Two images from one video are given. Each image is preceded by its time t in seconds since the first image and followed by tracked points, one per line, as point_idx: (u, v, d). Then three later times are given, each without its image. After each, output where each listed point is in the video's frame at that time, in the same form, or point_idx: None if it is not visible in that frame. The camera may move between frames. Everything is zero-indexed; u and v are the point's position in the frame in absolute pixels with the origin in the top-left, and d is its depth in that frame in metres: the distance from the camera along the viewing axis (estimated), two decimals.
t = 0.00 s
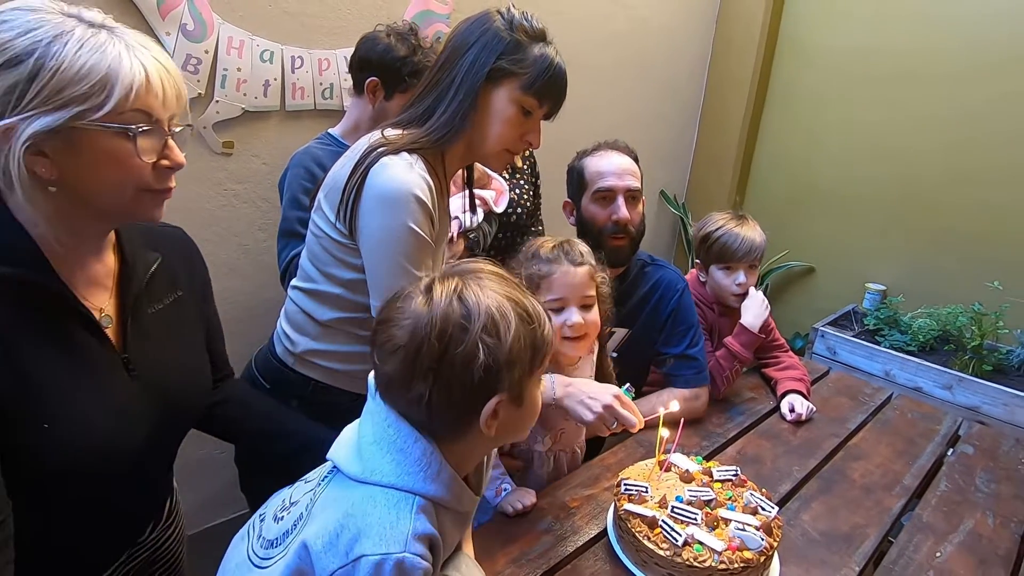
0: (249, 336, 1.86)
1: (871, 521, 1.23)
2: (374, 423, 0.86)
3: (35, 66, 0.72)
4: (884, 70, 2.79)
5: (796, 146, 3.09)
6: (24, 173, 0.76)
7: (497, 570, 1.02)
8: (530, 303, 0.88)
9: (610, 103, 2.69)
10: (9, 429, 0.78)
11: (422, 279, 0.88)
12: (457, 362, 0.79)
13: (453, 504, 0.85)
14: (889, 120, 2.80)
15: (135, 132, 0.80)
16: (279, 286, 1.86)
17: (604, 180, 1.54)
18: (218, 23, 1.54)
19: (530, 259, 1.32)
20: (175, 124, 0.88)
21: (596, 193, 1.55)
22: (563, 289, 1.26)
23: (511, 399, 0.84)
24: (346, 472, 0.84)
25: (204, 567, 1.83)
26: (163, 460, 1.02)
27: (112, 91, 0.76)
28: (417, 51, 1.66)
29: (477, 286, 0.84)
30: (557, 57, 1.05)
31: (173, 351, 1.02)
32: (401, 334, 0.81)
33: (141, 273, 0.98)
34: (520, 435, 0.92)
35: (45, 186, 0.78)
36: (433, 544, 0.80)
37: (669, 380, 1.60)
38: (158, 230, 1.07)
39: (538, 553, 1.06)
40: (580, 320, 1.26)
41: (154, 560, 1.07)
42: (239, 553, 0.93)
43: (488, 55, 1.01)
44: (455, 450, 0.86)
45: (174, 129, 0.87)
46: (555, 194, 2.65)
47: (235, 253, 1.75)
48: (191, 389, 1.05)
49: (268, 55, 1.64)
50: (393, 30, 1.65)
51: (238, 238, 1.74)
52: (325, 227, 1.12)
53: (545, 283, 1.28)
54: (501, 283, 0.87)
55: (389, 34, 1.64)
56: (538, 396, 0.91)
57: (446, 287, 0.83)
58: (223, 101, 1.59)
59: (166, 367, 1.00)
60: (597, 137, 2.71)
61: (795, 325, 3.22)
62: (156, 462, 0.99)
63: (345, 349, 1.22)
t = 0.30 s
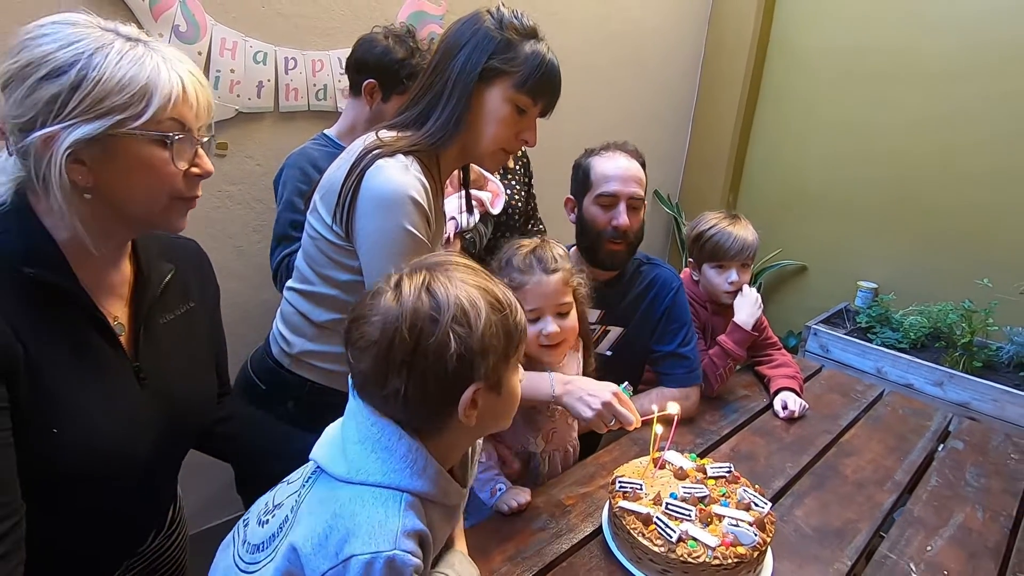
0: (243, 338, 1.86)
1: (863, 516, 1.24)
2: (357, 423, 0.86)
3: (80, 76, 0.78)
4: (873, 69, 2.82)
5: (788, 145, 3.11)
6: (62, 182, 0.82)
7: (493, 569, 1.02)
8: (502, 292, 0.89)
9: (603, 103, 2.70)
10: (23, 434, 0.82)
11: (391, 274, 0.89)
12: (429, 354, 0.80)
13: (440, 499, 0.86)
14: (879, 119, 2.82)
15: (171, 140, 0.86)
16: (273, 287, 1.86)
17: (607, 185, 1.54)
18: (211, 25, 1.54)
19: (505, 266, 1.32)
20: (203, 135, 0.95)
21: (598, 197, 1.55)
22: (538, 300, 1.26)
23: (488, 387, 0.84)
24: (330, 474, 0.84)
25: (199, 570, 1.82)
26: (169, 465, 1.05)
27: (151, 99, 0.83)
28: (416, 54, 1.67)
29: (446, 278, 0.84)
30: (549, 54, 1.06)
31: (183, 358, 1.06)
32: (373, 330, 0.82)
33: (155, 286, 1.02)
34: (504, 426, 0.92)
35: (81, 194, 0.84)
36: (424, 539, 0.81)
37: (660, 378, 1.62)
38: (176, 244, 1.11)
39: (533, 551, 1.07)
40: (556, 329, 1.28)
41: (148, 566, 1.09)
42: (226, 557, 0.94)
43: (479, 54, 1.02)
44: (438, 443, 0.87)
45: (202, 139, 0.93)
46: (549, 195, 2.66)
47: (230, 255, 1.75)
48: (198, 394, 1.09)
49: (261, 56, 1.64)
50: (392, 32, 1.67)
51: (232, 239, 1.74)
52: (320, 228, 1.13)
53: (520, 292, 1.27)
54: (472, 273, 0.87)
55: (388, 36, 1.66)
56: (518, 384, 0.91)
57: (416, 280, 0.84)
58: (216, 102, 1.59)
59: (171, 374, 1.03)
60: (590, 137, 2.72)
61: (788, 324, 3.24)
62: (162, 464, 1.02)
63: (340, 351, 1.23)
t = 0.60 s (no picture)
0: (241, 340, 1.86)
1: (860, 514, 1.25)
2: (336, 423, 0.86)
3: (102, 80, 0.80)
4: (867, 70, 2.83)
5: (783, 146, 3.12)
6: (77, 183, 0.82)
7: (492, 568, 1.03)
8: (471, 284, 0.88)
9: (600, 105, 2.71)
10: (23, 434, 0.83)
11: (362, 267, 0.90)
12: (388, 345, 0.80)
13: (426, 486, 0.87)
14: (873, 120, 2.84)
15: (188, 142, 0.88)
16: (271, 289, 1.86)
17: (606, 185, 1.55)
18: (209, 26, 1.54)
19: (484, 269, 1.32)
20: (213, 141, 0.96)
21: (597, 196, 1.56)
22: (518, 300, 1.27)
23: (453, 378, 0.84)
24: (311, 477, 0.84)
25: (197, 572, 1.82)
26: (168, 472, 1.04)
27: (171, 102, 0.85)
28: (409, 54, 1.67)
29: (409, 270, 0.85)
30: (547, 55, 1.06)
31: (184, 364, 1.06)
32: (337, 321, 0.84)
33: (157, 291, 1.02)
34: (480, 417, 0.92)
35: (97, 195, 0.84)
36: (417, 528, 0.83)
37: (657, 377, 1.63)
38: (178, 253, 1.11)
39: (532, 551, 1.07)
40: (539, 328, 1.29)
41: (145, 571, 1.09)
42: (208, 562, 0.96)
43: (478, 56, 1.02)
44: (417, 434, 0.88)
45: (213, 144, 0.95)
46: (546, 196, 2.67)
47: (227, 257, 1.75)
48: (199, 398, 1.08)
49: (259, 58, 1.64)
50: (384, 32, 1.66)
51: (229, 241, 1.74)
52: (318, 230, 1.13)
53: (500, 294, 1.28)
54: (439, 266, 0.87)
55: (379, 37, 1.64)
56: (490, 377, 0.91)
57: (380, 272, 0.85)
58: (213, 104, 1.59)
59: (172, 379, 1.02)
60: (587, 138, 2.72)
61: (784, 324, 3.25)
62: (164, 469, 1.02)
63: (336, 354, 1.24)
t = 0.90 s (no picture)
0: (240, 342, 1.86)
1: (856, 513, 1.26)
2: (314, 422, 0.87)
3: (102, 83, 0.81)
4: (862, 72, 2.85)
5: (780, 147, 3.14)
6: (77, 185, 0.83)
7: (492, 567, 1.04)
8: (440, 284, 0.88)
9: (598, 107, 2.73)
10: (24, 434, 0.83)
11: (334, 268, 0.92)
12: (351, 343, 0.81)
13: (408, 478, 0.88)
14: (869, 122, 2.86)
15: (187, 143, 0.89)
16: (270, 290, 1.87)
17: (600, 182, 1.58)
18: (209, 29, 1.54)
19: (498, 255, 1.39)
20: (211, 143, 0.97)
21: (593, 194, 1.58)
22: (528, 283, 1.35)
23: (420, 376, 0.84)
24: (291, 478, 0.85)
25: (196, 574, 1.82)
26: (169, 472, 1.04)
27: (170, 105, 0.86)
28: (413, 58, 1.69)
29: (375, 270, 0.85)
30: (548, 60, 1.07)
31: (184, 364, 1.06)
32: (303, 320, 0.85)
33: (156, 292, 1.02)
34: (453, 415, 0.92)
35: (97, 196, 0.85)
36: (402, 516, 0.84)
37: (655, 378, 1.64)
38: (178, 254, 1.11)
39: (531, 550, 1.08)
40: (547, 311, 1.36)
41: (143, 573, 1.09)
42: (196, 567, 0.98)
43: (479, 61, 1.03)
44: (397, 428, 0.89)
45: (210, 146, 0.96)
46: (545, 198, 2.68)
47: (227, 259, 1.76)
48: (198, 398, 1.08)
49: (259, 61, 1.65)
50: (388, 37, 1.68)
51: (228, 243, 1.75)
52: (320, 232, 1.13)
53: (512, 278, 1.36)
54: (408, 266, 0.87)
55: (382, 42, 1.67)
56: (461, 375, 0.90)
57: (347, 272, 0.85)
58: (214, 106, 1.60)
59: (173, 380, 1.03)
60: (586, 140, 2.74)
61: (781, 325, 3.26)
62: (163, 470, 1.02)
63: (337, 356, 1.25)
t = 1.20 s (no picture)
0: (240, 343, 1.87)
1: (851, 512, 1.28)
2: (270, 431, 0.92)
3: (97, 83, 0.82)
4: (858, 76, 2.87)
5: (776, 150, 3.16)
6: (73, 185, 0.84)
7: (491, 565, 1.05)
8: (387, 292, 0.89)
9: (596, 110, 2.74)
10: (26, 432, 0.84)
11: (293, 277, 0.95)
12: (293, 352, 0.84)
13: (371, 471, 0.91)
14: (865, 125, 2.88)
15: (182, 143, 0.90)
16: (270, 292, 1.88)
17: (596, 182, 1.59)
18: (209, 32, 1.55)
19: (496, 241, 1.45)
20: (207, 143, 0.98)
21: (590, 194, 1.60)
22: (528, 266, 1.42)
23: (365, 383, 0.86)
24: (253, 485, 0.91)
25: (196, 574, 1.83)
26: (169, 469, 1.05)
27: (164, 105, 0.86)
28: (407, 57, 1.69)
29: (321, 282, 0.87)
30: (548, 66, 1.09)
31: (184, 361, 1.06)
32: (253, 330, 0.88)
33: (154, 290, 1.02)
34: (411, 419, 0.93)
35: (92, 196, 0.86)
36: (357, 502, 0.88)
37: (653, 379, 1.65)
38: (174, 253, 1.11)
39: (529, 548, 1.09)
40: (545, 291, 1.43)
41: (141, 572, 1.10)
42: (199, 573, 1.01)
43: (480, 65, 1.05)
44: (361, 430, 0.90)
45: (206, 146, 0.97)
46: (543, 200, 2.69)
47: (227, 261, 1.77)
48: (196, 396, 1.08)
49: (260, 63, 1.66)
50: (383, 38, 1.69)
51: (228, 245, 1.76)
52: (321, 233, 1.14)
53: (513, 261, 1.42)
54: (356, 278, 0.89)
55: (378, 43, 1.67)
56: (415, 382, 0.91)
57: (292, 283, 0.87)
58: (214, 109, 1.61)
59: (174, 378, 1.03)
60: (583, 143, 2.75)
61: (778, 326, 3.28)
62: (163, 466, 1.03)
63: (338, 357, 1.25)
